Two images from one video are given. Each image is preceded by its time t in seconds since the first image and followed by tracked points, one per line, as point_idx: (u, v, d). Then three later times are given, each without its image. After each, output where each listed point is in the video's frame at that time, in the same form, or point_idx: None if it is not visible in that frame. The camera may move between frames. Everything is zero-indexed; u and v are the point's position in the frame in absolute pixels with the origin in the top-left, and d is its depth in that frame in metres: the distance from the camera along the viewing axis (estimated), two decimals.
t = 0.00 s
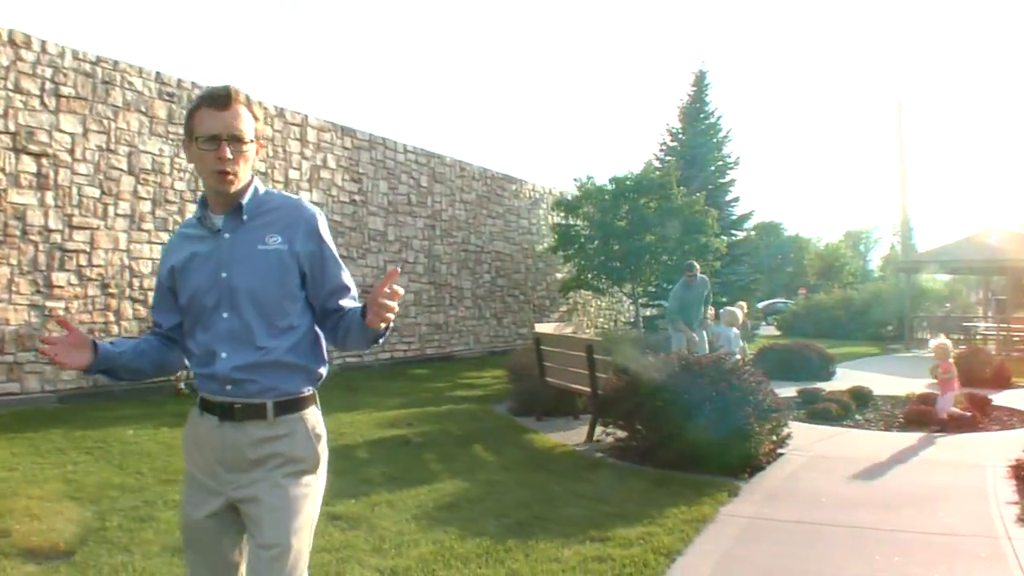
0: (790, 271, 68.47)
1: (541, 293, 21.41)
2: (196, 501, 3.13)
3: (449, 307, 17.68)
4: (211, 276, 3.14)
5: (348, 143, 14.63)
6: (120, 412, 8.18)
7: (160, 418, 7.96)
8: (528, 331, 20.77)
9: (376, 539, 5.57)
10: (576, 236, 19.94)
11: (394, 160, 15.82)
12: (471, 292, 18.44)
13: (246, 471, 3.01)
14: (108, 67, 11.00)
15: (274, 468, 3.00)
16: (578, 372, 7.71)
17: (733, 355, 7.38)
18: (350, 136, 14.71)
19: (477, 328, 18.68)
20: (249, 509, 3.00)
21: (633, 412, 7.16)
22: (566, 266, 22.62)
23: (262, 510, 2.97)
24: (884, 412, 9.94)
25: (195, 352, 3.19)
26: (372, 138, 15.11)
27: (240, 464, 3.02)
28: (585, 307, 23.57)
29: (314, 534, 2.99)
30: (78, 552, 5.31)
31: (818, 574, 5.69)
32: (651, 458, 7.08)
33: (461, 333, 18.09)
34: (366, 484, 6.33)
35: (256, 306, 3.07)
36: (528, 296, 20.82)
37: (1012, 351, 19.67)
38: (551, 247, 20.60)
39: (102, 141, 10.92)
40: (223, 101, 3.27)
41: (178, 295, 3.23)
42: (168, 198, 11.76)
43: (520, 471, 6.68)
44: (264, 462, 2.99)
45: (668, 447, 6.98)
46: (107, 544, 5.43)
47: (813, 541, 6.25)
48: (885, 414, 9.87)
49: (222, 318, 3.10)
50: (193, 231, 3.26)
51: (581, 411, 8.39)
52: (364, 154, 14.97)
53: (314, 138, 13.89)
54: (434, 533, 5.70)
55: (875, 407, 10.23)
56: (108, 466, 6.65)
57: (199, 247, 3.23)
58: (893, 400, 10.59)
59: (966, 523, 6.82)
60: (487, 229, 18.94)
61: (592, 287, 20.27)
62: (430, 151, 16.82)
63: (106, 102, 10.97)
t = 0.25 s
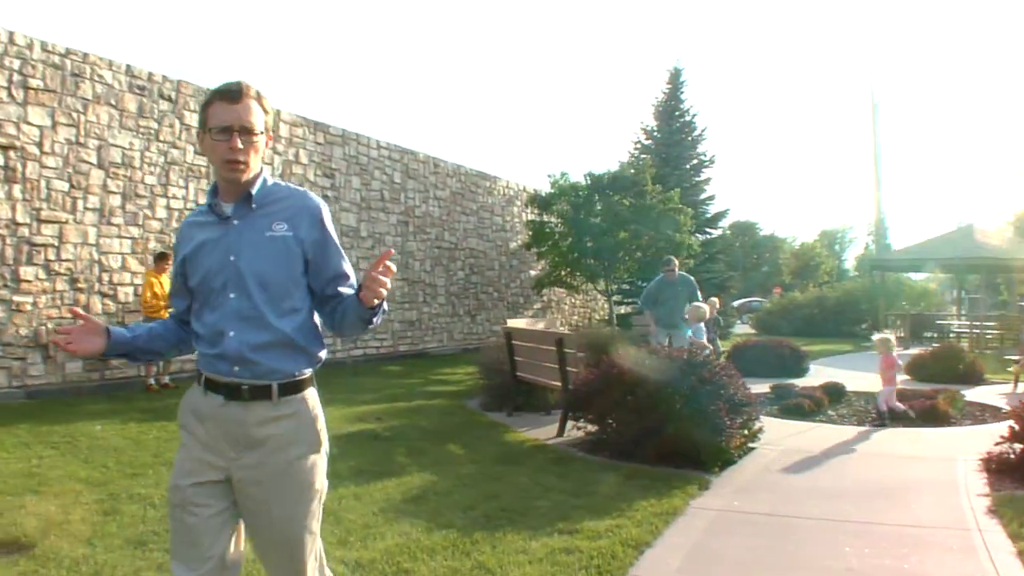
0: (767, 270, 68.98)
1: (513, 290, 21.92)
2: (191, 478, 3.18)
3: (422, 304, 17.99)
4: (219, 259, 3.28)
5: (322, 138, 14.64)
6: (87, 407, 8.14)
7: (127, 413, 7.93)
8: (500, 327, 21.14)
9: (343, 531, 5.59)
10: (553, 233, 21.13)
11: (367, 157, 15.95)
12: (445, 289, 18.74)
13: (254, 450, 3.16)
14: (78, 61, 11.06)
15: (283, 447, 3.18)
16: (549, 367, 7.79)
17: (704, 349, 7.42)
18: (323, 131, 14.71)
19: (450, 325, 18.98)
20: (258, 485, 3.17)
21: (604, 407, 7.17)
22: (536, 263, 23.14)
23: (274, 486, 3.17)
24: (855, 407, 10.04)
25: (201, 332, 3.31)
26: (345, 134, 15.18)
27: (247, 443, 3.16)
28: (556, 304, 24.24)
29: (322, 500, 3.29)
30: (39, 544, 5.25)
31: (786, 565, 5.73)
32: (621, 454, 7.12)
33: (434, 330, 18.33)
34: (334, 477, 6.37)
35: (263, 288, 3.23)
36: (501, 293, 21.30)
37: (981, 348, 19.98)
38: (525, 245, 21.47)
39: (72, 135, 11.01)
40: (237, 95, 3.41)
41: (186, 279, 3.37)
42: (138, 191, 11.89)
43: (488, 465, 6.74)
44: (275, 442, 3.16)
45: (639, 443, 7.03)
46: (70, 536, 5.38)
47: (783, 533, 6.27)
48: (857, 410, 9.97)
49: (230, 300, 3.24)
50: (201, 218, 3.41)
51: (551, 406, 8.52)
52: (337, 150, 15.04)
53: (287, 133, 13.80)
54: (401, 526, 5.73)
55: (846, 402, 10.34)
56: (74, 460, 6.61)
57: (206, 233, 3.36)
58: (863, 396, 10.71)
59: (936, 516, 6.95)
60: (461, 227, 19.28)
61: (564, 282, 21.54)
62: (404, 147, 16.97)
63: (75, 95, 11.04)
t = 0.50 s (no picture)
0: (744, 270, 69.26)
1: (491, 289, 22.10)
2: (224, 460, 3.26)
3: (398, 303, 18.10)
4: (251, 263, 3.44)
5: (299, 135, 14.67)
6: (59, 406, 8.07)
7: (100, 411, 7.87)
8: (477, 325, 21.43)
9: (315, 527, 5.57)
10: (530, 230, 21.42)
11: (344, 154, 15.95)
12: (422, 288, 18.83)
13: (287, 433, 3.28)
14: (50, 56, 11.06)
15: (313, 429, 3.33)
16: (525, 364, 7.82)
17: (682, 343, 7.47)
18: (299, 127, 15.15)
19: (428, 324, 19.08)
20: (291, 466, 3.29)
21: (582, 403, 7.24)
22: (515, 261, 23.35)
23: (306, 467, 3.30)
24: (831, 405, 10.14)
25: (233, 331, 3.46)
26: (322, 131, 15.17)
27: (280, 427, 3.28)
28: (534, 302, 24.41)
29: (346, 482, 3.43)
30: (5, 541, 5.19)
31: (761, 559, 5.73)
32: (602, 450, 7.15)
33: (410, 329, 18.39)
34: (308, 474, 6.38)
35: (293, 290, 3.40)
36: (478, 292, 21.42)
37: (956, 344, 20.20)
38: (501, 243, 21.73)
39: (44, 130, 11.00)
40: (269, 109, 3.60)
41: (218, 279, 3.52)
42: (111, 188, 11.89)
43: (463, 462, 6.75)
44: (307, 425, 3.30)
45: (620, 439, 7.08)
46: (38, 533, 5.32)
47: (758, 527, 6.27)
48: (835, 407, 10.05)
49: (263, 303, 3.40)
50: (231, 222, 3.56)
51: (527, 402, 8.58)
52: (313, 148, 15.04)
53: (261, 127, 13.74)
54: (374, 521, 5.72)
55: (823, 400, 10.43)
56: (44, 457, 6.55)
57: (237, 237, 3.53)
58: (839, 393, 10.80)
59: (910, 510, 7.03)
60: (438, 224, 19.38)
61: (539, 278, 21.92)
62: (380, 145, 17.00)
63: (48, 90, 11.03)
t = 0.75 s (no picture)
0: (722, 269, 69.55)
1: (467, 285, 22.37)
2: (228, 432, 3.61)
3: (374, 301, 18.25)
4: (259, 243, 3.70)
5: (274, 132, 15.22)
6: (30, 403, 7.98)
7: (72, 408, 7.80)
8: (453, 322, 21.68)
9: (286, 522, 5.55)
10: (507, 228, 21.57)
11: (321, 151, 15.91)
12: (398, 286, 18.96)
13: (281, 410, 3.56)
14: (23, 50, 11.01)
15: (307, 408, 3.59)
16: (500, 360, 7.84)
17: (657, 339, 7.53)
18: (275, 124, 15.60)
19: (404, 322, 19.23)
20: (284, 440, 3.56)
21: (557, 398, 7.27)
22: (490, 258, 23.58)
23: (297, 443, 3.55)
24: (807, 400, 10.23)
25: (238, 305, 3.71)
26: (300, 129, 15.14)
27: (276, 404, 3.56)
28: (510, 299, 24.65)
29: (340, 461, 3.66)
30: None
31: (736, 553, 5.73)
32: (579, 446, 7.15)
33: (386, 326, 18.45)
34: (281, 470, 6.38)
35: (297, 272, 3.65)
36: (455, 289, 21.66)
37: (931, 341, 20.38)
38: (477, 241, 21.88)
39: (17, 125, 10.97)
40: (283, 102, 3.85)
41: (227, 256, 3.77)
42: (85, 183, 11.89)
43: (438, 457, 6.76)
44: (300, 403, 3.56)
45: (597, 435, 7.10)
46: (4, 530, 5.25)
47: (733, 521, 6.28)
48: (811, 403, 10.13)
49: (267, 280, 3.65)
50: (243, 205, 3.82)
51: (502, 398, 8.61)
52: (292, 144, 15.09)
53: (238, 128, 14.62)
54: (346, 516, 5.70)
55: (799, 395, 10.50)
56: (13, 454, 6.47)
57: (247, 219, 3.79)
58: (815, 389, 10.88)
59: (884, 504, 7.06)
60: (414, 221, 19.53)
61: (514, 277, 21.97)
62: (356, 142, 17.04)
63: (21, 84, 11.00)
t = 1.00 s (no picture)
0: (701, 268, 69.89)
1: (445, 283, 22.58)
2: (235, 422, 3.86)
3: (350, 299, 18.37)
4: (257, 243, 3.92)
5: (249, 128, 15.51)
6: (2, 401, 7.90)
7: (45, 406, 7.73)
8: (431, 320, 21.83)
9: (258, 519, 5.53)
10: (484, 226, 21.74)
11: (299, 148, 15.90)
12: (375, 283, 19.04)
13: (274, 398, 3.75)
14: None
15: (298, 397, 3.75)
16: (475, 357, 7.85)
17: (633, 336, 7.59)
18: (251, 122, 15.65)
19: (382, 320, 19.33)
20: (277, 428, 3.73)
21: (534, 394, 7.32)
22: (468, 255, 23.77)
23: (287, 429, 3.71)
24: (783, 397, 10.30)
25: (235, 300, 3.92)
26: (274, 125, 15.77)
27: (269, 393, 3.75)
28: (489, 297, 24.81)
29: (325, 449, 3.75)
30: None
31: (712, 548, 5.75)
32: (557, 444, 7.18)
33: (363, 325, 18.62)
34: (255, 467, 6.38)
35: (291, 270, 3.86)
36: (433, 287, 21.92)
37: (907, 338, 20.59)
38: (455, 239, 22.01)
39: None
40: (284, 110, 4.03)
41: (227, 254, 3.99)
42: (60, 179, 11.87)
43: (412, 454, 6.77)
44: (289, 391, 3.72)
45: (574, 432, 7.14)
46: None
47: (709, 517, 6.29)
48: (788, 399, 10.19)
49: (262, 277, 3.87)
50: (245, 208, 4.06)
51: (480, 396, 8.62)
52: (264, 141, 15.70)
53: (214, 124, 14.74)
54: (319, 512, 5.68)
55: (775, 392, 10.57)
56: None
57: (247, 222, 4.02)
58: (792, 386, 10.95)
59: (861, 500, 7.10)
60: (391, 218, 19.65)
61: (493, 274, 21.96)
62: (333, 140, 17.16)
63: None
